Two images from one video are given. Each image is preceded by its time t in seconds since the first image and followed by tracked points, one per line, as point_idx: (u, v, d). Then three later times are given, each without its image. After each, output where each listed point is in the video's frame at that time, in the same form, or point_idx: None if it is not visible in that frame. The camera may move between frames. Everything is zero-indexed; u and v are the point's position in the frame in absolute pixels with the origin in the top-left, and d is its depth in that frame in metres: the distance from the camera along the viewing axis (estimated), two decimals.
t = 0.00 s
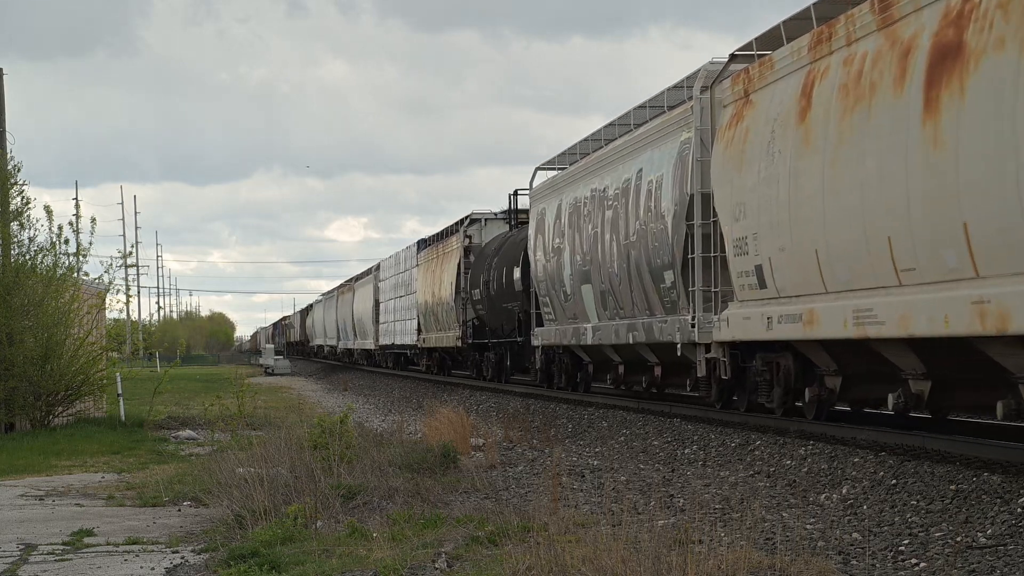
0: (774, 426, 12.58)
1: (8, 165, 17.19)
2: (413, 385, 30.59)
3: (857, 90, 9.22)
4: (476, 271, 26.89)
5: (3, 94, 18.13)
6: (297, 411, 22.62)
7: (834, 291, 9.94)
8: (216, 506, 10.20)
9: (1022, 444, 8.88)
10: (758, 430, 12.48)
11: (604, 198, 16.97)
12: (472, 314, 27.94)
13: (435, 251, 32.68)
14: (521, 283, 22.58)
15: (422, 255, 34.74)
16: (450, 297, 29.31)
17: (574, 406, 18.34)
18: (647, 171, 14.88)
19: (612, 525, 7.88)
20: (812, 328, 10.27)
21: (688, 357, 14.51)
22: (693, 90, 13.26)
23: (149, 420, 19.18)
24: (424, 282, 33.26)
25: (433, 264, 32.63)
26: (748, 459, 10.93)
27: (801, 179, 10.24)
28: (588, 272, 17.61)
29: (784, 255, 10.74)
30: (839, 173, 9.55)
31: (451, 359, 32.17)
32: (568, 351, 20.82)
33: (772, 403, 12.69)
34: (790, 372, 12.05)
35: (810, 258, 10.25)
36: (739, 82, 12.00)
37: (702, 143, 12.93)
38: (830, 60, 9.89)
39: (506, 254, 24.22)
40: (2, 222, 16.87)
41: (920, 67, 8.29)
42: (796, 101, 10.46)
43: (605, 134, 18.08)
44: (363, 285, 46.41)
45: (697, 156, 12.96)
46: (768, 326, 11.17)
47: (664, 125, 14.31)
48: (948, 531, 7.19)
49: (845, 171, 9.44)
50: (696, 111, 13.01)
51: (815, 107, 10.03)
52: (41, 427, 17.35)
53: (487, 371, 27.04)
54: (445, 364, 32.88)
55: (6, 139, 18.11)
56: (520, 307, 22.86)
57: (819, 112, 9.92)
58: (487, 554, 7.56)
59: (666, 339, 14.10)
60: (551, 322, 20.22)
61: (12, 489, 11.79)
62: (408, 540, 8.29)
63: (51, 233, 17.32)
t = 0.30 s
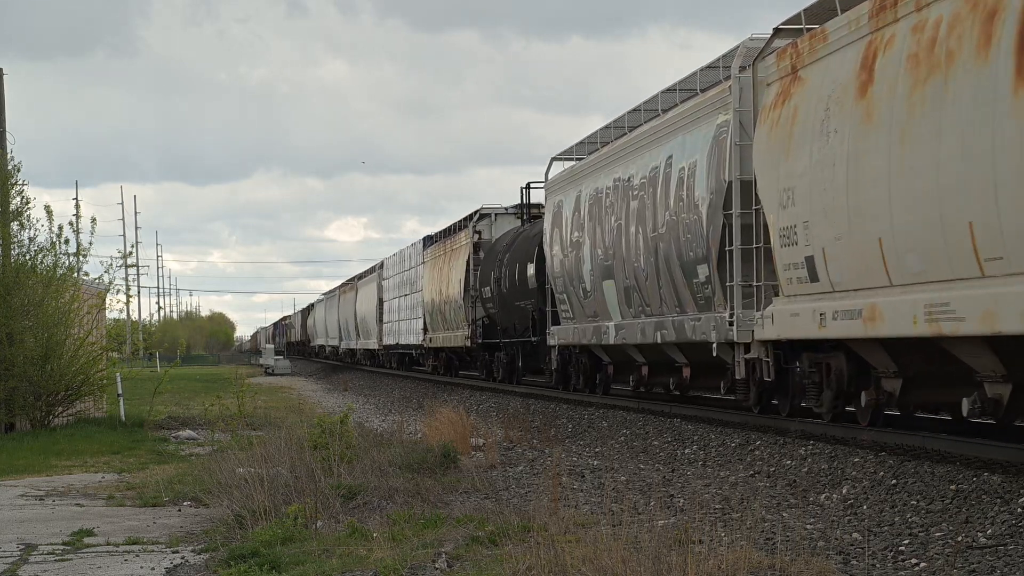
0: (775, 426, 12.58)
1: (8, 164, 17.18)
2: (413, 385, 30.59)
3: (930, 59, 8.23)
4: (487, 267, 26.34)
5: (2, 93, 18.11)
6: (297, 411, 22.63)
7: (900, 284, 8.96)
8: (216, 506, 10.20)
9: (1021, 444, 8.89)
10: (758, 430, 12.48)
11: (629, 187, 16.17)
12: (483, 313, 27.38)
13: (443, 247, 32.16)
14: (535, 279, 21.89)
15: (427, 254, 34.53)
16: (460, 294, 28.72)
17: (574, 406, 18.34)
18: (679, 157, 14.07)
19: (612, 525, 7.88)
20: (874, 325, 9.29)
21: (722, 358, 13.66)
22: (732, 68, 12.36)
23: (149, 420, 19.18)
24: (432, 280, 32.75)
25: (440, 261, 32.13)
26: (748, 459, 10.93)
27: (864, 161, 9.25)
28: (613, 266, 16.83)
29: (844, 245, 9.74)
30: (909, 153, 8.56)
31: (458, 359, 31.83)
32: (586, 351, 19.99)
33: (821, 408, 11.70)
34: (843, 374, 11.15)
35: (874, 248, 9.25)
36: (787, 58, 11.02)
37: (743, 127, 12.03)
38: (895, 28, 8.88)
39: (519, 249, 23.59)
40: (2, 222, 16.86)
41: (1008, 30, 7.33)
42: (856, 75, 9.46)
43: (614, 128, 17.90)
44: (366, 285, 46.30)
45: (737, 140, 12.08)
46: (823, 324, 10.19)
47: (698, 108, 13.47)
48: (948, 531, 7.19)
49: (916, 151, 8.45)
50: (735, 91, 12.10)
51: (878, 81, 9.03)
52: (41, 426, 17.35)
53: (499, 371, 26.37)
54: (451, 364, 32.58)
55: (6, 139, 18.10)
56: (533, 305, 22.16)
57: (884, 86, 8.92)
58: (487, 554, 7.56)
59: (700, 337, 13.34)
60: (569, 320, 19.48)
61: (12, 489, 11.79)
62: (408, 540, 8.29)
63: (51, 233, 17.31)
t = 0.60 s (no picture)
0: (775, 426, 12.58)
1: (8, 164, 17.18)
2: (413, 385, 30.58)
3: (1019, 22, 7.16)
4: (500, 264, 25.61)
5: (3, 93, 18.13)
6: (297, 411, 22.62)
7: (981, 278, 7.88)
8: (216, 505, 10.20)
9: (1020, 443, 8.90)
10: (758, 430, 12.48)
11: (658, 175, 15.17)
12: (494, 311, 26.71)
13: (452, 243, 31.51)
14: (551, 276, 21.03)
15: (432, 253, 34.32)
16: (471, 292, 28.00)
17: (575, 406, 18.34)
18: (714, 142, 13.07)
19: (612, 525, 7.88)
20: (949, 325, 8.20)
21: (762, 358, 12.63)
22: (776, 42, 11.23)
23: (149, 420, 19.18)
24: (442, 278, 32.07)
25: (450, 257, 31.49)
26: (748, 459, 10.93)
27: (939, 141, 8.17)
28: (638, 260, 15.84)
29: (914, 233, 8.65)
30: (993, 130, 7.48)
31: (465, 359, 31.31)
32: (606, 351, 19.05)
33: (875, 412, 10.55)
34: (905, 377, 9.88)
35: (951, 237, 8.16)
36: (841, 29, 9.92)
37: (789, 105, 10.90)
38: None
39: (532, 245, 22.74)
40: (2, 222, 16.87)
41: None
42: (926, 42, 8.35)
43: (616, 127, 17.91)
44: (369, 284, 46.18)
45: (782, 120, 10.95)
46: (887, 321, 9.11)
47: (735, 88, 12.41)
48: (948, 531, 7.19)
49: (1002, 127, 7.38)
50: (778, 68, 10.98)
51: (954, 50, 7.95)
52: (41, 427, 17.34)
53: (512, 372, 25.53)
54: (458, 364, 32.09)
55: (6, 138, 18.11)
56: (548, 302, 21.30)
57: (961, 55, 7.83)
58: (487, 554, 7.56)
59: (739, 336, 12.31)
60: (589, 319, 18.58)
61: (12, 489, 11.78)
62: (407, 540, 8.29)
63: (51, 233, 17.30)
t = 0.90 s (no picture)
0: (775, 426, 12.59)
1: (8, 164, 17.18)
2: (412, 385, 30.61)
3: None
4: (511, 261, 24.52)
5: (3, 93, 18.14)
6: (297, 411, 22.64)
7: None
8: (216, 506, 10.20)
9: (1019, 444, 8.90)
10: (758, 430, 12.49)
11: (691, 162, 14.34)
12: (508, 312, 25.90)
13: (462, 239, 30.39)
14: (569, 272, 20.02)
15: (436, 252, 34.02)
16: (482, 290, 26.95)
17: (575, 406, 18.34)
18: (757, 124, 12.37)
19: (612, 525, 7.89)
20: None
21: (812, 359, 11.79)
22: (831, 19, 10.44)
23: (149, 420, 19.18)
24: (450, 275, 31.00)
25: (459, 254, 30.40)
26: (748, 459, 10.93)
27: None
28: (671, 253, 15.04)
29: (999, 219, 7.86)
30: None
31: (474, 359, 30.48)
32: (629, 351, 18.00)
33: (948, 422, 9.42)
34: (981, 380, 8.87)
35: None
36: None
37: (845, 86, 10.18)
38: None
39: (548, 240, 21.70)
40: (2, 222, 16.87)
41: None
42: (1015, 7, 7.55)
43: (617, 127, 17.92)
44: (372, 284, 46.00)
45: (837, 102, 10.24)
46: (966, 317, 8.33)
47: (783, 65, 11.66)
48: (948, 531, 7.19)
49: None
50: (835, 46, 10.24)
51: None
52: (41, 426, 17.35)
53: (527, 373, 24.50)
54: (467, 364, 31.29)
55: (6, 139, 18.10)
56: (565, 299, 20.32)
57: None
58: (487, 554, 7.56)
59: (788, 334, 11.56)
60: (611, 316, 17.64)
61: (12, 489, 11.80)
62: (408, 540, 8.29)
63: (51, 233, 17.30)
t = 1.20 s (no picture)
0: (775, 426, 12.58)
1: (8, 164, 17.19)
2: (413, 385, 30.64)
3: None
4: (525, 257, 23.17)
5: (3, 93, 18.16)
6: (297, 411, 22.64)
7: None
8: (216, 506, 10.20)
9: (1019, 443, 8.90)
10: (758, 430, 12.48)
11: (728, 145, 12.87)
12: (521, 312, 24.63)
13: (471, 235, 29.04)
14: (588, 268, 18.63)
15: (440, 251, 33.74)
16: (493, 288, 25.64)
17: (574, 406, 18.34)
18: (808, 100, 10.89)
19: (612, 525, 7.89)
20: None
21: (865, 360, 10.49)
22: None
23: (149, 420, 19.18)
24: (460, 273, 29.69)
25: (469, 251, 29.12)
26: (748, 459, 10.93)
27: None
28: (704, 246, 13.59)
29: None
30: None
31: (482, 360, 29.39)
32: (655, 351, 16.67)
33: None
34: None
35: None
36: None
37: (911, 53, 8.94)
38: None
39: (563, 234, 20.44)
40: (2, 222, 16.88)
41: None
42: None
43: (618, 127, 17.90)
44: (375, 283, 45.87)
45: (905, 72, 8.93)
46: None
47: (837, 35, 10.30)
48: (948, 531, 7.19)
49: None
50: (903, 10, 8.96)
51: None
52: (41, 426, 17.35)
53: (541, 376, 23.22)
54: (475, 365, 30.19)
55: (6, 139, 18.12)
56: (585, 296, 18.94)
57: None
58: (487, 554, 7.56)
59: (841, 332, 10.22)
60: (634, 314, 16.31)
61: (12, 489, 11.79)
62: (408, 540, 8.29)
63: (51, 233, 17.31)
